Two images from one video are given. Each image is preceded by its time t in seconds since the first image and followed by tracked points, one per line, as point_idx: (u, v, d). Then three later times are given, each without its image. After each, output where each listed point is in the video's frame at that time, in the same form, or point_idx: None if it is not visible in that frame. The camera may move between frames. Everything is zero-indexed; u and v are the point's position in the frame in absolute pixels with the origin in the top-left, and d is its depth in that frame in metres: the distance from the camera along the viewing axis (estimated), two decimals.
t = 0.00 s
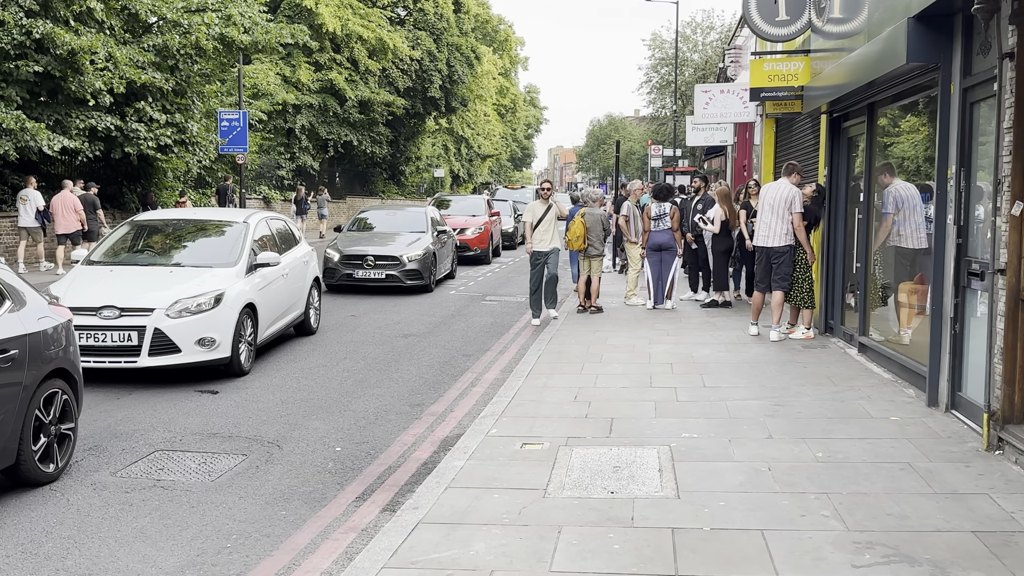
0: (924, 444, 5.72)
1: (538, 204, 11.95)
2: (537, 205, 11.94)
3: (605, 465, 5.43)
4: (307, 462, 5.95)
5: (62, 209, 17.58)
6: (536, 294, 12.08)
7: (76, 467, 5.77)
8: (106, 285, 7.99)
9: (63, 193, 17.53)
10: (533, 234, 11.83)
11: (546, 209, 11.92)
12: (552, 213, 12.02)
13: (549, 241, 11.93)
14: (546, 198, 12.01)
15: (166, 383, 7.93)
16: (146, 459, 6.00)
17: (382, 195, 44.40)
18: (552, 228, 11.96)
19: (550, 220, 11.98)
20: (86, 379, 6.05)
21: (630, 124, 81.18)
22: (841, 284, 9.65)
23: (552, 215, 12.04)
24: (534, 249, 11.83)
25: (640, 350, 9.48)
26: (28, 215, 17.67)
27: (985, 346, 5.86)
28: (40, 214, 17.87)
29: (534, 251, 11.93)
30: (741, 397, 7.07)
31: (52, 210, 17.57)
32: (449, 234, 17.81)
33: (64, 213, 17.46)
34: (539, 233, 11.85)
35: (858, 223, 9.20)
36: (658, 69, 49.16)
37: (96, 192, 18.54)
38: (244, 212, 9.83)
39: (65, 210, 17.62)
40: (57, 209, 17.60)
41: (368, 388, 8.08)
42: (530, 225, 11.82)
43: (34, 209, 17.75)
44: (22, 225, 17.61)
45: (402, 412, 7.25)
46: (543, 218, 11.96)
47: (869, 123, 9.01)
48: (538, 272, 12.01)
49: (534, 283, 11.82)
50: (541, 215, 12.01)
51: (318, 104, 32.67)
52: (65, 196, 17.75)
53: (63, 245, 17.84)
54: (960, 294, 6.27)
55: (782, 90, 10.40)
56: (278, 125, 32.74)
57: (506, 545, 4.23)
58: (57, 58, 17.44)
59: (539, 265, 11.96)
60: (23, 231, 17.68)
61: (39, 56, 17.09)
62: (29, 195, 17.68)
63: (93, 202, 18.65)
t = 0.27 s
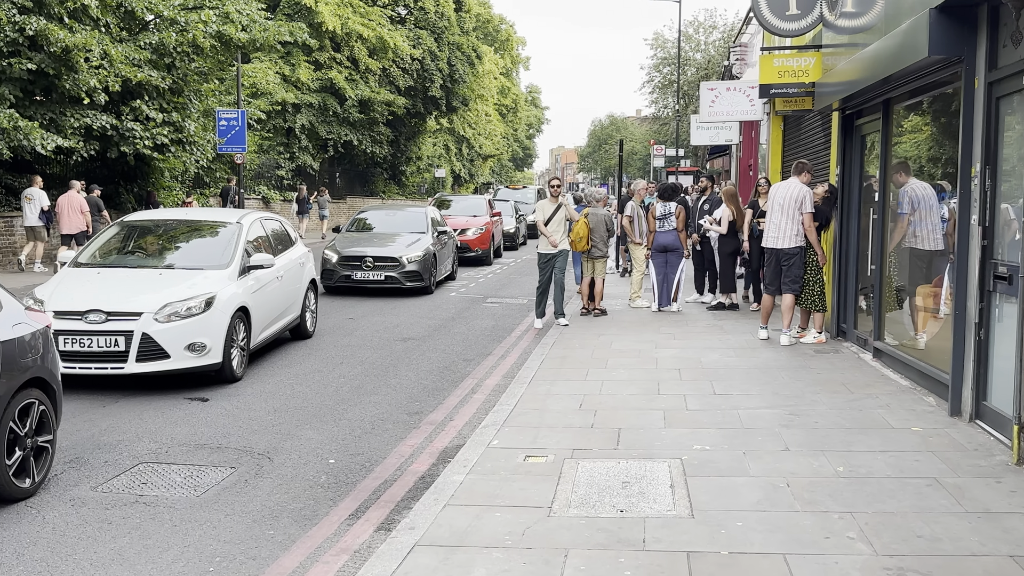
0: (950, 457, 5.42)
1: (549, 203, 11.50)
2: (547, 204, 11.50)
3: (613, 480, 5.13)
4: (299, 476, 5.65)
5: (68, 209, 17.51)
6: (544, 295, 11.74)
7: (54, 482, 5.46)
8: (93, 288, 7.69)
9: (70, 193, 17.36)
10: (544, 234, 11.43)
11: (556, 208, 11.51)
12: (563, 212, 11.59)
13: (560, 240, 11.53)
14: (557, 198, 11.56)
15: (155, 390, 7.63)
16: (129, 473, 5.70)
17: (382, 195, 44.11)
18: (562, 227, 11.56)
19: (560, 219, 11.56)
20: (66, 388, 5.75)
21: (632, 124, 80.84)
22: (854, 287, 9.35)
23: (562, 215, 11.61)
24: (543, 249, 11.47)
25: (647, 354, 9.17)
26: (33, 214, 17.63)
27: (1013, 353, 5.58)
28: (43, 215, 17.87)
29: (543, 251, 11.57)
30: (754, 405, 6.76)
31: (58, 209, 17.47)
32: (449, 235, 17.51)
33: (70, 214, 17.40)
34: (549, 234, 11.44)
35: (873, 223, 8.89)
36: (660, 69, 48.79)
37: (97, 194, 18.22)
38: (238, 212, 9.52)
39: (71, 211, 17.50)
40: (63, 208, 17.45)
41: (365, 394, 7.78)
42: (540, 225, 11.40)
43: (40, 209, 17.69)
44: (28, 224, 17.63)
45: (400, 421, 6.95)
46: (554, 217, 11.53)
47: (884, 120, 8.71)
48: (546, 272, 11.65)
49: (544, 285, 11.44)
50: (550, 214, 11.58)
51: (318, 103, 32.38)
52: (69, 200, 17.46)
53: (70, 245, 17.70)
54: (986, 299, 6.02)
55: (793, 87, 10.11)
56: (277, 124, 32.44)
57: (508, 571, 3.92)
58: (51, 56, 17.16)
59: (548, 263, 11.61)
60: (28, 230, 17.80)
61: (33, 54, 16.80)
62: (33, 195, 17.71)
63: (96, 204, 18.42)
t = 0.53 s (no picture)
0: (976, 479, 5.12)
1: (556, 200, 11.18)
2: (555, 200, 11.20)
3: (620, 503, 4.82)
4: (286, 497, 5.34)
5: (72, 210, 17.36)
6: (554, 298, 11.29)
7: (27, 503, 5.16)
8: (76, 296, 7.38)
9: (74, 194, 17.20)
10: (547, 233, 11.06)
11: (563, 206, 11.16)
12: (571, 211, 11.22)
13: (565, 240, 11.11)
14: (565, 195, 11.24)
15: (139, 402, 7.31)
16: (107, 494, 5.39)
17: (382, 196, 43.82)
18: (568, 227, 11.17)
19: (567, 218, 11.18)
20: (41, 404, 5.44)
21: (633, 125, 80.51)
22: (866, 293, 9.02)
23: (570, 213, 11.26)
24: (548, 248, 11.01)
25: (652, 363, 8.86)
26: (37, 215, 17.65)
27: None
28: (47, 215, 17.81)
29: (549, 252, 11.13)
30: (765, 420, 6.45)
31: (61, 208, 17.30)
32: (449, 237, 17.20)
33: (74, 215, 17.26)
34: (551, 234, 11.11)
35: (886, 228, 8.57)
36: (661, 69, 48.43)
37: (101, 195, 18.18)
38: (230, 215, 9.22)
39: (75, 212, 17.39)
40: (66, 208, 17.29)
41: (359, 406, 7.49)
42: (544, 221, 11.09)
43: (43, 210, 17.60)
44: (33, 226, 17.62)
45: (396, 435, 6.65)
46: (560, 215, 11.20)
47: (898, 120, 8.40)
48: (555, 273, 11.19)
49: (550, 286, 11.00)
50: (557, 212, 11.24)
51: (317, 103, 32.08)
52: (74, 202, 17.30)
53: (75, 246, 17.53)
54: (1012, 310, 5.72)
55: (803, 86, 9.80)
56: (276, 124, 32.14)
57: None
58: (44, 55, 16.87)
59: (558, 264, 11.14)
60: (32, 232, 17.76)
61: (26, 53, 16.50)
62: (37, 196, 17.61)
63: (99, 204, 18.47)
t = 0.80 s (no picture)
0: (1002, 490, 4.82)
1: (561, 199, 10.67)
2: (560, 198, 10.69)
3: (621, 516, 4.52)
4: (267, 508, 5.04)
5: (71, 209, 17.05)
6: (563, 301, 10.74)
7: None
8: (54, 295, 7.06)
9: (73, 193, 16.85)
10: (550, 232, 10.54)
11: (567, 204, 10.64)
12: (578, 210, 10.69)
13: (571, 241, 10.59)
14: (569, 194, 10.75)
15: (121, 406, 7.02)
16: (79, 504, 5.09)
17: (382, 195, 43.52)
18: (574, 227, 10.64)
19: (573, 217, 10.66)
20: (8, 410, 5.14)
21: (635, 124, 80.14)
22: (877, 292, 8.71)
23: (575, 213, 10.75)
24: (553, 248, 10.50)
25: (655, 364, 8.56)
26: (37, 213, 17.50)
27: None
28: (47, 214, 17.72)
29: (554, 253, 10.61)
30: (775, 425, 6.15)
31: (61, 208, 16.99)
32: (447, 235, 16.90)
33: (73, 214, 16.94)
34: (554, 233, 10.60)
35: (898, 225, 8.27)
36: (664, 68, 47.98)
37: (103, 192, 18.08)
38: (218, 212, 8.91)
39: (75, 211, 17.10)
40: (66, 208, 16.96)
41: (351, 410, 7.19)
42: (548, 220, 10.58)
43: (42, 210, 17.51)
44: (33, 226, 17.55)
45: (388, 441, 6.36)
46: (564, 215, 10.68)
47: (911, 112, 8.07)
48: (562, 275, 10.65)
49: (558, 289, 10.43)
50: (562, 212, 10.74)
51: (316, 101, 31.75)
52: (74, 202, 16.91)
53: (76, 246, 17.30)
54: None
55: (811, 79, 9.48)
56: (274, 122, 31.83)
57: None
58: (34, 51, 16.56)
59: (566, 266, 10.61)
60: (33, 231, 17.65)
61: (16, 49, 16.20)
62: (36, 195, 17.45)
63: (101, 202, 18.28)
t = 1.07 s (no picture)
0: None
1: (566, 202, 10.03)
2: (566, 201, 10.04)
3: (628, 542, 4.25)
4: (255, 531, 4.78)
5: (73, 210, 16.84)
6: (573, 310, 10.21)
7: None
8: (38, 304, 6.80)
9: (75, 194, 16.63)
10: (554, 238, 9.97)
11: (573, 207, 10.03)
12: (584, 212, 10.08)
13: (577, 246, 10.03)
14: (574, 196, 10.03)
15: (106, 418, 6.75)
16: (55, 527, 4.84)
17: (382, 196, 43.26)
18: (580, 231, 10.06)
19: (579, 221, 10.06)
20: None
21: (636, 125, 79.87)
22: (890, 299, 8.45)
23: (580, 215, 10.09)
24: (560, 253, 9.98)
25: (661, 374, 8.30)
26: (40, 216, 17.44)
27: None
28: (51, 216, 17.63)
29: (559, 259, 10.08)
30: (787, 441, 5.90)
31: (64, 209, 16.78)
32: (447, 238, 16.66)
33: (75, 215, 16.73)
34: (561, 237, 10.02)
35: (912, 230, 8.02)
36: (665, 68, 47.70)
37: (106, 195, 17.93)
38: (209, 216, 8.63)
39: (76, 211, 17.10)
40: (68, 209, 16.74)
41: (345, 422, 6.93)
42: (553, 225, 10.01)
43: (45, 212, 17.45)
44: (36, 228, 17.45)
45: (383, 456, 6.10)
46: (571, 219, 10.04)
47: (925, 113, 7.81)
48: (569, 284, 10.14)
49: (564, 299, 9.94)
50: (568, 214, 10.13)
51: (315, 101, 31.48)
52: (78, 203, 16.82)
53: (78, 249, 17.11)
54: None
55: (819, 79, 9.23)
56: (273, 123, 31.58)
57: None
58: (29, 51, 16.32)
59: (572, 275, 10.10)
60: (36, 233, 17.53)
61: (10, 49, 15.96)
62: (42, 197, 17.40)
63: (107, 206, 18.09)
